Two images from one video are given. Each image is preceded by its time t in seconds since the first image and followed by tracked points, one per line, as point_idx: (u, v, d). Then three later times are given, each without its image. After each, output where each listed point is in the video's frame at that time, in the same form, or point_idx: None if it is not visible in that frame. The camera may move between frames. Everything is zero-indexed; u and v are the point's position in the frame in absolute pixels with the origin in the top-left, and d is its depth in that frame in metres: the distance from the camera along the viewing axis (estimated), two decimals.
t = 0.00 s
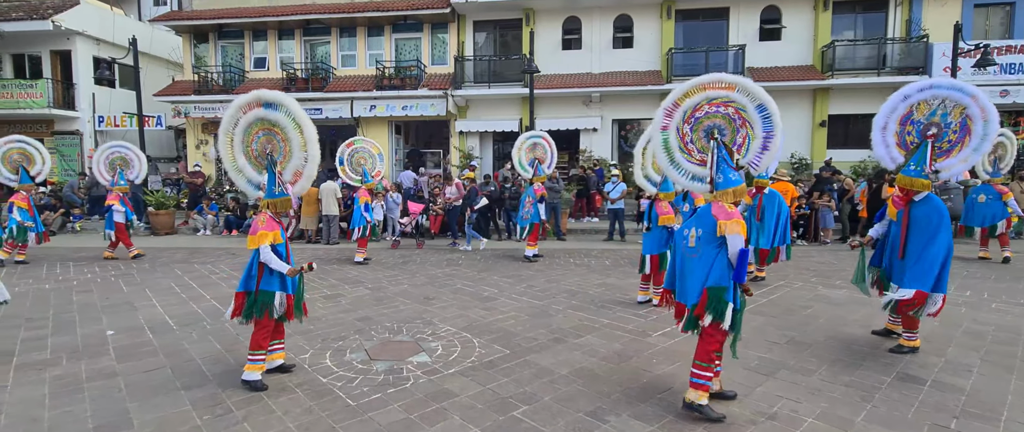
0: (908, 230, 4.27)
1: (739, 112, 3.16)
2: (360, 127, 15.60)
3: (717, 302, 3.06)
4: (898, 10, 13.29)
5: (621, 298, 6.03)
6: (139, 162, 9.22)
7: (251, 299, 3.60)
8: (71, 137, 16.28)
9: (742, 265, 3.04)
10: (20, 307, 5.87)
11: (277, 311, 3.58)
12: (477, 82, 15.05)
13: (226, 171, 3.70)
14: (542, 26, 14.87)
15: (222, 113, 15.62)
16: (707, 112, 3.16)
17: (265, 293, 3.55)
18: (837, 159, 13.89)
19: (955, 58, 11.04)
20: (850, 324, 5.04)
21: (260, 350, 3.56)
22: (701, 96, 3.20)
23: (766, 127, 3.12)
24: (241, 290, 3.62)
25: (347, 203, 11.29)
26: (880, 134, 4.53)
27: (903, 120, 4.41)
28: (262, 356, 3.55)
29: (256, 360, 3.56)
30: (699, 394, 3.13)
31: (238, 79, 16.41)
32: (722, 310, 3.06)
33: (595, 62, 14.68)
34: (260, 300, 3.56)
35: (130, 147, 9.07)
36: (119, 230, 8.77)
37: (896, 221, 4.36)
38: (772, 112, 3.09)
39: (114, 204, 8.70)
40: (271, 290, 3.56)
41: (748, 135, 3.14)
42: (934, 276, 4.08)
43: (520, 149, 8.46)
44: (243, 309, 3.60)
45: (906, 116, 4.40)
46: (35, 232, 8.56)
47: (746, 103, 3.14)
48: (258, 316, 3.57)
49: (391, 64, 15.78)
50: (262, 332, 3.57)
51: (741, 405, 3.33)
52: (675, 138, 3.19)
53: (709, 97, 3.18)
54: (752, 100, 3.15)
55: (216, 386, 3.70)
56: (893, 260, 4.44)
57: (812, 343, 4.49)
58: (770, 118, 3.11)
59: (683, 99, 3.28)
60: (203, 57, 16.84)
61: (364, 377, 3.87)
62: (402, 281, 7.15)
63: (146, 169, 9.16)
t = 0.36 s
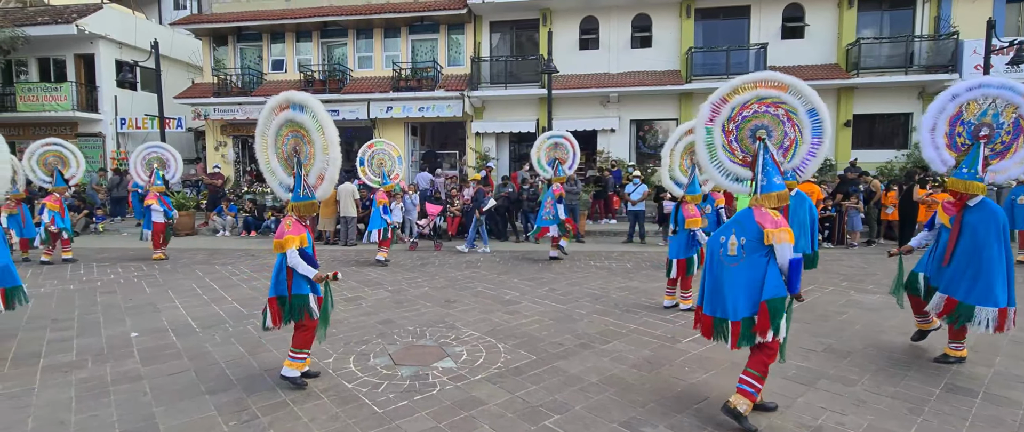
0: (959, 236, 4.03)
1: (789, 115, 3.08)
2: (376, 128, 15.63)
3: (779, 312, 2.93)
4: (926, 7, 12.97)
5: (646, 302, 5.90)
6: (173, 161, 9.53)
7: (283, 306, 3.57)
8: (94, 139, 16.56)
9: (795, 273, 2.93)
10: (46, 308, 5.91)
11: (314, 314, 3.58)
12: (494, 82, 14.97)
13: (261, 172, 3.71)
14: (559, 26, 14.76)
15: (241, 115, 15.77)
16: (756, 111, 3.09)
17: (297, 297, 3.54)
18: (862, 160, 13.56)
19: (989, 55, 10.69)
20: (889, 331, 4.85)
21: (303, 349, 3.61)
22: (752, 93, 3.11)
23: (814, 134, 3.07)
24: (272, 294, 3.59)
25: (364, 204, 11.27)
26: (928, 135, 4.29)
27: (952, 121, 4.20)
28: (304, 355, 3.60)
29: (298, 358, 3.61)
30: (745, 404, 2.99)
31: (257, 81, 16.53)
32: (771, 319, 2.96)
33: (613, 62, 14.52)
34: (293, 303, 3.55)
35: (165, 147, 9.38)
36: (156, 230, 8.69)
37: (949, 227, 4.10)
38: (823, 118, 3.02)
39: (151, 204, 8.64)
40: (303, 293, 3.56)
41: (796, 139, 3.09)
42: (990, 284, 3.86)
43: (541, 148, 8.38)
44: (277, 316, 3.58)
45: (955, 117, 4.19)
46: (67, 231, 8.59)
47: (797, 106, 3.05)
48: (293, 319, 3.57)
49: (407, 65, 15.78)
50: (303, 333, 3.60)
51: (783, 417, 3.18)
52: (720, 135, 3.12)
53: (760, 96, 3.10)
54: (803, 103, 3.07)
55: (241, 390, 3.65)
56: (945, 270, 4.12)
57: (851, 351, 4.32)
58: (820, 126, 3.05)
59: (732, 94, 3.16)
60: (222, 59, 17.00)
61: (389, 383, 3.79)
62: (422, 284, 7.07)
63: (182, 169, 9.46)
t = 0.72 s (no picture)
0: (1016, 241, 3.79)
1: (837, 114, 3.02)
2: (391, 130, 15.68)
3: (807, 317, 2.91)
4: (951, 5, 12.70)
5: (671, 306, 5.79)
6: (210, 165, 9.51)
7: (306, 309, 3.55)
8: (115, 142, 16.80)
9: (824, 277, 2.83)
10: (71, 309, 5.97)
11: (336, 319, 3.54)
12: (509, 84, 14.92)
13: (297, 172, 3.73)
14: (574, 27, 14.68)
15: (258, 117, 15.91)
16: (802, 109, 3.08)
17: (323, 301, 3.51)
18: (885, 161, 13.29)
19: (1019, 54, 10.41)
20: (925, 338, 4.71)
21: (343, 351, 3.65)
22: (798, 91, 3.08)
23: (864, 133, 2.97)
24: (297, 297, 3.57)
25: (381, 206, 11.27)
26: (977, 134, 4.12)
27: (1004, 119, 4.07)
28: (350, 353, 3.69)
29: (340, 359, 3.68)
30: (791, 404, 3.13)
31: (273, 83, 16.65)
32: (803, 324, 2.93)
33: (629, 62, 14.41)
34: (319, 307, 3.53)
35: (203, 151, 9.38)
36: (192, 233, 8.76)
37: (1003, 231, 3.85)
38: (873, 116, 2.93)
39: (188, 207, 8.75)
40: (327, 298, 3.51)
41: (844, 139, 3.01)
42: None
43: (558, 151, 8.34)
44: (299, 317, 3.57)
45: (1007, 115, 4.06)
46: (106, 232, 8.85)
47: (845, 104, 2.99)
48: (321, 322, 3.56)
49: (422, 67, 15.79)
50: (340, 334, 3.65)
51: (824, 427, 3.08)
52: (763, 133, 3.13)
53: (806, 94, 3.07)
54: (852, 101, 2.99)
55: (267, 393, 3.63)
56: (999, 275, 3.88)
57: (888, 358, 4.19)
58: (870, 123, 2.95)
59: (776, 92, 3.15)
60: (239, 62, 17.16)
61: (416, 388, 3.75)
62: (441, 286, 7.03)
63: (216, 171, 9.48)
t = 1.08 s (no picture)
0: None
1: (877, 112, 2.97)
2: (405, 132, 15.73)
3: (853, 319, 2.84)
4: (974, 4, 12.50)
5: (695, 310, 5.72)
6: (239, 165, 9.58)
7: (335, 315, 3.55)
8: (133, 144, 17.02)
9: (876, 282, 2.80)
10: (97, 309, 6.02)
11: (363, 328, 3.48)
12: (523, 85, 14.88)
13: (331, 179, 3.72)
14: (589, 28, 14.63)
15: (273, 119, 16.03)
16: (841, 109, 3.06)
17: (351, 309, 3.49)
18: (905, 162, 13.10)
19: None
20: (961, 344, 4.60)
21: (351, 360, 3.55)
22: (836, 91, 3.07)
23: (907, 131, 2.90)
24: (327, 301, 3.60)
25: (397, 208, 11.28)
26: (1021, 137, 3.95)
27: None
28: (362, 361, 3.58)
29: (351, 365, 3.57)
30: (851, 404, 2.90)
31: (288, 86, 16.75)
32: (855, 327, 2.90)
33: (644, 63, 14.32)
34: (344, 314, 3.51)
35: (233, 151, 9.49)
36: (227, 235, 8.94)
37: None
38: (915, 114, 2.85)
39: (220, 209, 8.80)
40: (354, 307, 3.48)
41: (886, 138, 2.95)
42: None
43: (580, 151, 8.40)
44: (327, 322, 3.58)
45: None
46: (141, 233, 8.97)
47: (886, 102, 2.93)
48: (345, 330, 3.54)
49: (436, 69, 15.82)
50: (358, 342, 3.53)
51: None
52: (801, 135, 3.15)
53: (845, 94, 3.05)
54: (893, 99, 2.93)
55: (297, 396, 3.62)
56: None
57: (925, 364, 4.09)
58: (912, 121, 2.87)
59: (814, 92, 3.15)
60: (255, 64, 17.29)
61: (445, 391, 3.71)
62: (461, 288, 6.99)
63: (246, 171, 9.53)
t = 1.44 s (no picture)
0: None
1: (920, 104, 3.03)
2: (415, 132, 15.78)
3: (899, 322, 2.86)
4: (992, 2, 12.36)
5: (715, 311, 5.66)
6: (265, 166, 9.64)
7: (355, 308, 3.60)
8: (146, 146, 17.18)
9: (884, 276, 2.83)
10: (116, 309, 6.07)
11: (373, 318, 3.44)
12: (534, 86, 14.85)
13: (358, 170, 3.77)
14: (600, 28, 14.59)
15: (285, 120, 16.13)
16: (879, 103, 3.14)
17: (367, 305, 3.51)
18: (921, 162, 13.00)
19: None
20: (989, 346, 4.51)
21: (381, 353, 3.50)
22: (873, 85, 3.17)
23: (954, 122, 2.91)
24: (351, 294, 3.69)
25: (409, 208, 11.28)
26: None
27: None
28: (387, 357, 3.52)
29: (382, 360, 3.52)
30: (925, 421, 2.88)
31: (300, 87, 16.84)
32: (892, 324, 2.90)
33: (655, 63, 14.25)
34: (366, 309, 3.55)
35: (258, 152, 9.55)
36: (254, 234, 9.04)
37: None
38: (963, 102, 2.85)
39: (246, 211, 8.96)
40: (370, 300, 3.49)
41: (931, 130, 2.99)
42: None
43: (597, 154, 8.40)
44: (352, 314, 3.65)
45: None
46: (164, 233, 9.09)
47: (929, 93, 2.97)
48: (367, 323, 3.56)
49: (447, 70, 15.83)
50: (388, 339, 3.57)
51: None
52: (836, 130, 3.27)
53: (882, 87, 3.15)
54: (938, 89, 2.96)
55: (319, 396, 3.61)
56: None
57: (954, 367, 4.02)
58: (961, 111, 2.87)
59: (849, 89, 3.28)
60: (267, 66, 17.38)
61: (468, 392, 3.69)
62: (476, 289, 6.97)
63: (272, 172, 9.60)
